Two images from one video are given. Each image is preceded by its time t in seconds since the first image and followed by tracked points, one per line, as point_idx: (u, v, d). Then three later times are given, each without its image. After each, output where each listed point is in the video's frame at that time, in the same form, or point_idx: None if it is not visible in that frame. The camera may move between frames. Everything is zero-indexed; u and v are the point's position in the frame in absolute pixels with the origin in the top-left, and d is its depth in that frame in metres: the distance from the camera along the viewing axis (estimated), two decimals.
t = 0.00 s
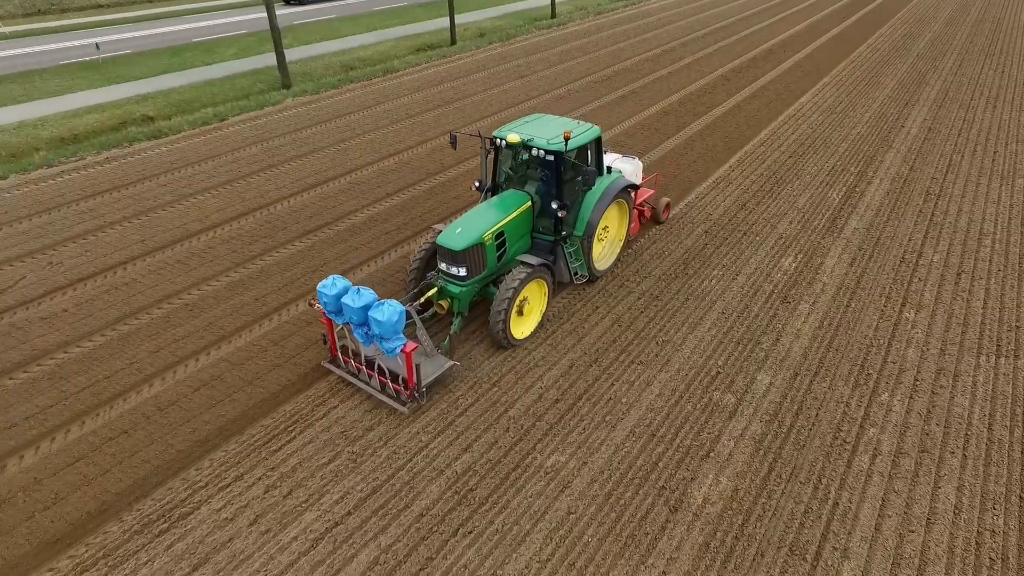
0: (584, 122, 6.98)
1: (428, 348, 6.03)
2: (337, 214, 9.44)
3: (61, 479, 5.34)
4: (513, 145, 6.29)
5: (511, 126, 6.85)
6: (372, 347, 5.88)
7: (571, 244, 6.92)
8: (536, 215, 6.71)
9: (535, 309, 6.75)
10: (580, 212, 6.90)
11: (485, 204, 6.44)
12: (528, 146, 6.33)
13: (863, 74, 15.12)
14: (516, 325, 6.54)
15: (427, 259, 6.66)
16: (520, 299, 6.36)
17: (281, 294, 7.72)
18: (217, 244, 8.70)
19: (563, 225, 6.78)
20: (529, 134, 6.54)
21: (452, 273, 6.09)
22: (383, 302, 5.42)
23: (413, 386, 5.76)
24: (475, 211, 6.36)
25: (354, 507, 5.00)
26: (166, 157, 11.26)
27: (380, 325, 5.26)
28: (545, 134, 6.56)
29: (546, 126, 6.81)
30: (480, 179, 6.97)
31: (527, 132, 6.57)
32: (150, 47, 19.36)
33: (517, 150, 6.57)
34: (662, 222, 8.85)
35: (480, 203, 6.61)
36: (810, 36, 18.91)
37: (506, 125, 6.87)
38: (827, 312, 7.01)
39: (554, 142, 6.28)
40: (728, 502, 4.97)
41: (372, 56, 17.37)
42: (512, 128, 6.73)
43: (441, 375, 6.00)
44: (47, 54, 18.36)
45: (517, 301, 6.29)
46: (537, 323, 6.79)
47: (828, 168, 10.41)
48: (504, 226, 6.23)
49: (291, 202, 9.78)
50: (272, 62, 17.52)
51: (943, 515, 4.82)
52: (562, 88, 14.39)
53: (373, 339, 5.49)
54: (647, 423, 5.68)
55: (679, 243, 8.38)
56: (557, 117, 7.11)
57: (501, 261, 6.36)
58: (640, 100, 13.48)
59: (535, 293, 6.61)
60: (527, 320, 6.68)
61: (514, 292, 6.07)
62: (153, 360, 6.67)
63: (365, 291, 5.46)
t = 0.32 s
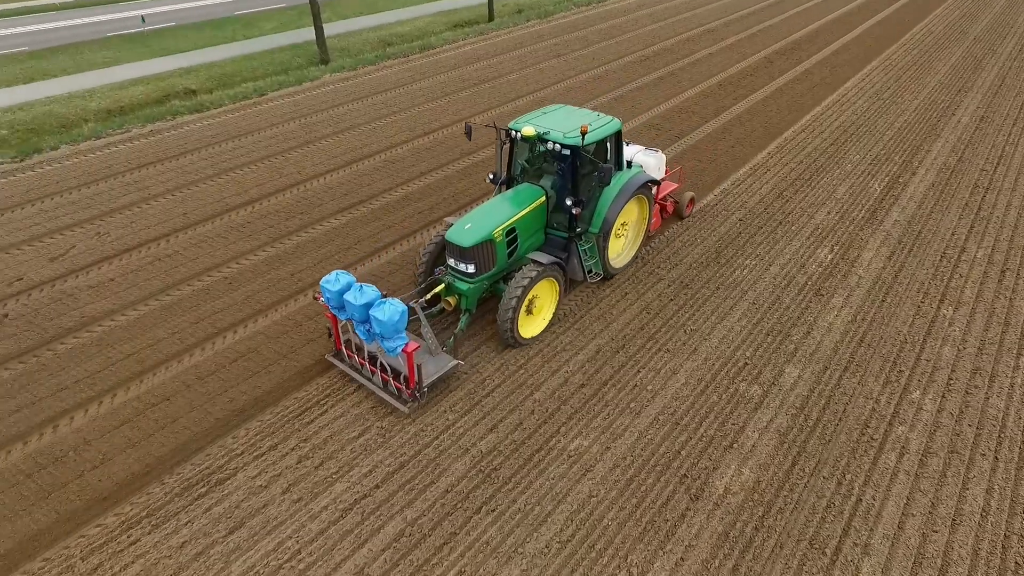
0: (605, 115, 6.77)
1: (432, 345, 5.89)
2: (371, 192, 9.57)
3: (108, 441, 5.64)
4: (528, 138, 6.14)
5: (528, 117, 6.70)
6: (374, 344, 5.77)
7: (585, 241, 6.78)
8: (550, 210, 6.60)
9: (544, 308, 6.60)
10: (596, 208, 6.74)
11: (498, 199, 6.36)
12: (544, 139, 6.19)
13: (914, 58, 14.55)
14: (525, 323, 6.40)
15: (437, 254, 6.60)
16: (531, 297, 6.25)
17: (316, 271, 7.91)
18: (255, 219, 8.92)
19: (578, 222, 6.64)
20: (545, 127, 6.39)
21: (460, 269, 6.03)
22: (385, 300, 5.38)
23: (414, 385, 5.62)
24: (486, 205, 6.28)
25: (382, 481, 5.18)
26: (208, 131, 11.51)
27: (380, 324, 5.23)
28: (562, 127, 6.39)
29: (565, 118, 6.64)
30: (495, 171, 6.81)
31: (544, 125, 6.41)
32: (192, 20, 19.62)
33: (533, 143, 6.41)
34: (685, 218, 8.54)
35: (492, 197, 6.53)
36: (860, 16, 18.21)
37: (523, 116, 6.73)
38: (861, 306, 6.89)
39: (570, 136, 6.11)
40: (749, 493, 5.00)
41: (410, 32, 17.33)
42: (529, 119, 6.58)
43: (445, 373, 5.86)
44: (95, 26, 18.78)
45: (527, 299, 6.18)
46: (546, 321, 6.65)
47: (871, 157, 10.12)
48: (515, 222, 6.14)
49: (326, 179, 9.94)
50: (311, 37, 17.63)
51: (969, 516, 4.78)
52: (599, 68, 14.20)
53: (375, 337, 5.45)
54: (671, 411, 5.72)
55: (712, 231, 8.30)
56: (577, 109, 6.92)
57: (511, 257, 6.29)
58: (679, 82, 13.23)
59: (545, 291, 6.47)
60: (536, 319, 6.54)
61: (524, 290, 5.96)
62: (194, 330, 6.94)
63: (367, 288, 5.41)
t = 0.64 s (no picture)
0: (619, 107, 6.56)
1: (430, 344, 5.83)
2: (400, 171, 9.65)
3: (145, 409, 5.89)
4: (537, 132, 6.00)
5: (538, 108, 6.53)
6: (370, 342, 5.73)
7: (594, 239, 6.60)
8: (559, 205, 6.44)
9: (551, 305, 6.45)
10: (606, 205, 6.57)
11: (504, 194, 6.22)
12: (553, 133, 6.07)
13: (962, 42, 14.02)
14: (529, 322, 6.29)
15: (440, 248, 6.50)
16: (534, 297, 6.11)
17: (345, 248, 8.05)
18: (286, 195, 9.08)
19: (587, 218, 6.47)
20: (555, 120, 6.22)
21: (462, 266, 5.94)
22: (380, 299, 5.26)
23: (409, 385, 5.58)
24: (492, 200, 6.15)
25: (405, 457, 5.33)
26: (241, 106, 11.67)
27: (374, 325, 5.11)
28: (573, 120, 6.22)
29: (577, 110, 6.45)
30: (504, 163, 6.69)
31: (555, 118, 6.25)
32: None
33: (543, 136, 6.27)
34: (701, 213, 8.28)
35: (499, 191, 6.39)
36: None
37: (534, 107, 6.56)
38: (891, 300, 6.80)
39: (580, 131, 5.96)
40: (766, 483, 5.04)
41: (442, 7, 17.21)
42: (539, 111, 6.42)
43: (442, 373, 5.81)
44: None
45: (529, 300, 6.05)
46: (553, 319, 6.53)
47: (909, 145, 9.85)
48: (521, 218, 6.01)
49: (356, 157, 10.04)
50: (343, 12, 17.63)
51: (990, 516, 4.75)
52: (632, 48, 13.98)
53: (369, 336, 5.35)
54: (691, 399, 5.75)
55: (741, 219, 8.21)
56: (591, 100, 6.72)
57: (516, 254, 6.16)
58: (713, 64, 12.97)
59: (550, 289, 6.31)
60: (542, 317, 6.41)
61: (525, 292, 5.83)
62: (226, 304, 7.15)
63: (362, 286, 5.30)
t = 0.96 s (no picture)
0: (624, 101, 6.36)
1: (422, 343, 5.75)
2: (423, 152, 9.69)
3: (174, 381, 6.09)
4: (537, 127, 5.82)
5: (541, 101, 6.37)
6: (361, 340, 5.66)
7: (595, 237, 6.46)
8: (559, 203, 6.30)
9: (547, 305, 6.33)
10: (608, 203, 6.44)
11: (503, 190, 6.09)
12: (553, 128, 5.89)
13: (1003, 26, 13.57)
14: (525, 322, 6.16)
15: (437, 245, 6.40)
16: (530, 297, 6.00)
17: (368, 228, 8.15)
18: (311, 174, 9.18)
19: (588, 217, 6.34)
20: (557, 114, 6.06)
21: (457, 265, 5.85)
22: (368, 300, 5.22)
23: (397, 387, 5.50)
24: (490, 197, 6.03)
25: (423, 435, 5.47)
26: (267, 84, 11.75)
27: (360, 326, 5.07)
28: (576, 114, 6.06)
29: (580, 104, 6.28)
30: (504, 157, 6.55)
31: (557, 112, 6.08)
32: None
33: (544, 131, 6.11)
34: (712, 210, 8.05)
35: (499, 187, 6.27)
36: None
37: (537, 100, 6.40)
38: (914, 292, 6.73)
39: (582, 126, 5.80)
40: (779, 472, 5.09)
41: None
42: (541, 105, 6.26)
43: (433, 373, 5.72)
44: None
45: (525, 300, 5.93)
46: (550, 319, 6.41)
47: (942, 134, 9.63)
48: (518, 217, 5.88)
49: (380, 136, 10.09)
50: None
51: (1003, 512, 4.76)
52: (660, 29, 13.75)
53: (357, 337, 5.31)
54: (707, 386, 5.79)
55: (765, 206, 8.14)
56: (597, 93, 6.54)
57: (513, 252, 6.05)
58: (742, 46, 12.73)
59: (548, 289, 6.19)
60: (538, 316, 6.29)
61: (520, 292, 5.71)
62: (252, 281, 7.31)
63: (351, 286, 5.27)
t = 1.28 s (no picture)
0: (624, 96, 6.15)
1: (408, 344, 5.70)
2: (441, 133, 9.70)
3: (196, 356, 6.25)
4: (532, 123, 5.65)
5: (538, 95, 6.17)
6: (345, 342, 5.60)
7: (591, 236, 6.32)
8: (554, 201, 6.11)
9: (541, 303, 6.19)
10: (605, 201, 6.24)
11: (496, 186, 5.96)
12: (549, 124, 5.76)
13: None
14: (517, 324, 6.09)
15: (429, 241, 6.30)
16: (521, 298, 5.89)
17: (385, 209, 8.22)
18: (330, 154, 9.24)
19: (584, 216, 6.16)
20: (553, 108, 5.87)
21: (447, 264, 5.77)
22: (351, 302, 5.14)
23: (380, 390, 5.44)
24: (484, 193, 5.91)
25: (438, 416, 5.57)
26: (287, 62, 11.77)
27: (342, 329, 5.00)
28: (573, 109, 5.86)
29: (577, 98, 6.06)
30: (499, 152, 6.28)
31: (553, 107, 5.89)
32: None
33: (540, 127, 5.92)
34: (715, 206, 7.85)
35: (494, 183, 6.13)
36: None
37: (534, 93, 6.19)
38: (933, 285, 6.68)
39: (578, 123, 5.62)
40: (790, 461, 5.13)
41: None
42: (538, 98, 6.06)
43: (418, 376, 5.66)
44: None
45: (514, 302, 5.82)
46: (544, 317, 6.30)
47: (969, 122, 9.45)
48: (510, 216, 5.77)
49: (399, 117, 10.10)
50: None
51: (1014, 507, 4.77)
52: (683, 10, 13.52)
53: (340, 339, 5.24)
54: (720, 374, 5.83)
55: (784, 194, 8.08)
56: (596, 86, 6.32)
57: (505, 251, 5.95)
58: (767, 28, 12.50)
59: (540, 290, 6.06)
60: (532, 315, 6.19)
61: (506, 297, 5.61)
62: (272, 260, 7.43)
63: (334, 287, 5.20)
